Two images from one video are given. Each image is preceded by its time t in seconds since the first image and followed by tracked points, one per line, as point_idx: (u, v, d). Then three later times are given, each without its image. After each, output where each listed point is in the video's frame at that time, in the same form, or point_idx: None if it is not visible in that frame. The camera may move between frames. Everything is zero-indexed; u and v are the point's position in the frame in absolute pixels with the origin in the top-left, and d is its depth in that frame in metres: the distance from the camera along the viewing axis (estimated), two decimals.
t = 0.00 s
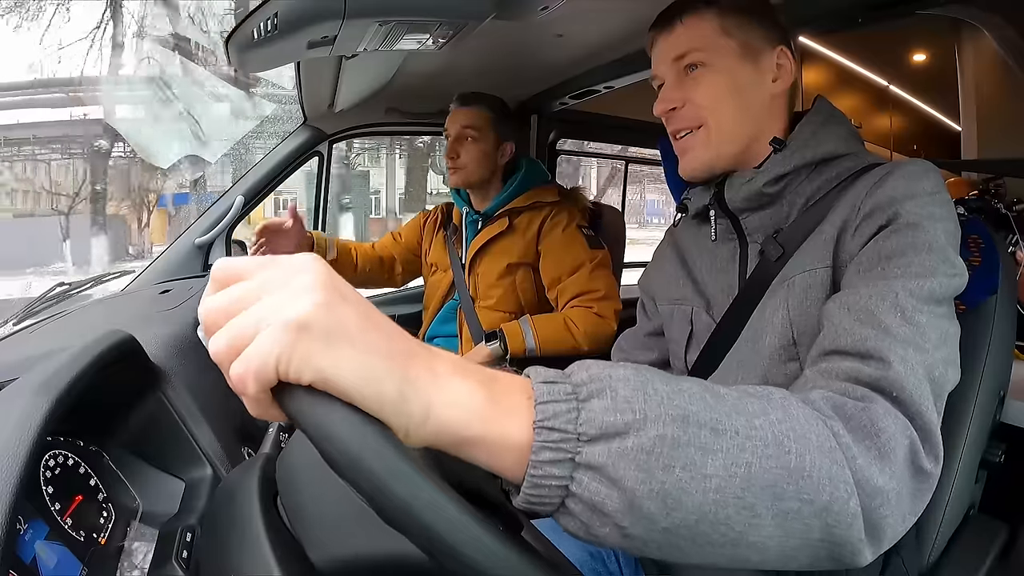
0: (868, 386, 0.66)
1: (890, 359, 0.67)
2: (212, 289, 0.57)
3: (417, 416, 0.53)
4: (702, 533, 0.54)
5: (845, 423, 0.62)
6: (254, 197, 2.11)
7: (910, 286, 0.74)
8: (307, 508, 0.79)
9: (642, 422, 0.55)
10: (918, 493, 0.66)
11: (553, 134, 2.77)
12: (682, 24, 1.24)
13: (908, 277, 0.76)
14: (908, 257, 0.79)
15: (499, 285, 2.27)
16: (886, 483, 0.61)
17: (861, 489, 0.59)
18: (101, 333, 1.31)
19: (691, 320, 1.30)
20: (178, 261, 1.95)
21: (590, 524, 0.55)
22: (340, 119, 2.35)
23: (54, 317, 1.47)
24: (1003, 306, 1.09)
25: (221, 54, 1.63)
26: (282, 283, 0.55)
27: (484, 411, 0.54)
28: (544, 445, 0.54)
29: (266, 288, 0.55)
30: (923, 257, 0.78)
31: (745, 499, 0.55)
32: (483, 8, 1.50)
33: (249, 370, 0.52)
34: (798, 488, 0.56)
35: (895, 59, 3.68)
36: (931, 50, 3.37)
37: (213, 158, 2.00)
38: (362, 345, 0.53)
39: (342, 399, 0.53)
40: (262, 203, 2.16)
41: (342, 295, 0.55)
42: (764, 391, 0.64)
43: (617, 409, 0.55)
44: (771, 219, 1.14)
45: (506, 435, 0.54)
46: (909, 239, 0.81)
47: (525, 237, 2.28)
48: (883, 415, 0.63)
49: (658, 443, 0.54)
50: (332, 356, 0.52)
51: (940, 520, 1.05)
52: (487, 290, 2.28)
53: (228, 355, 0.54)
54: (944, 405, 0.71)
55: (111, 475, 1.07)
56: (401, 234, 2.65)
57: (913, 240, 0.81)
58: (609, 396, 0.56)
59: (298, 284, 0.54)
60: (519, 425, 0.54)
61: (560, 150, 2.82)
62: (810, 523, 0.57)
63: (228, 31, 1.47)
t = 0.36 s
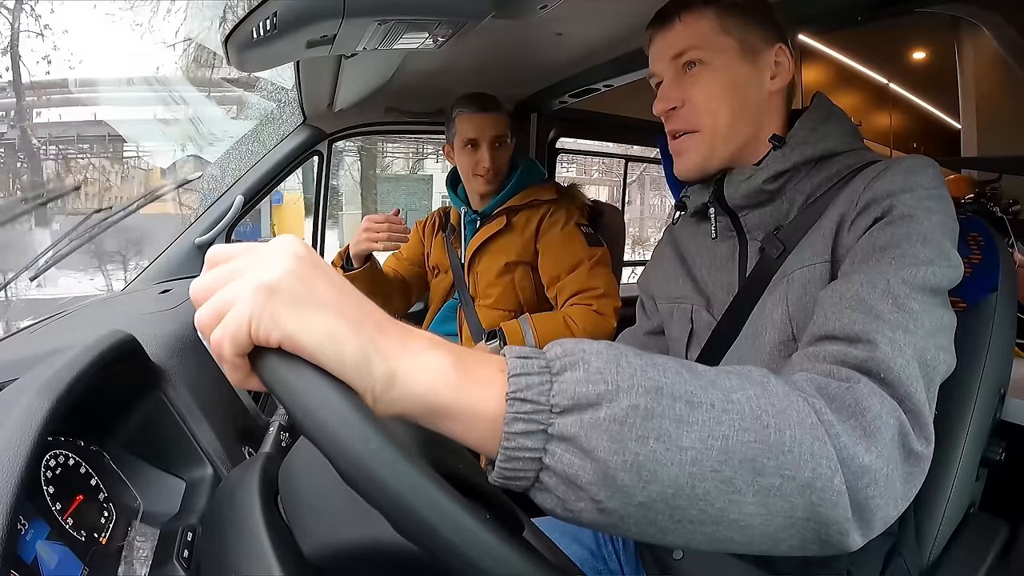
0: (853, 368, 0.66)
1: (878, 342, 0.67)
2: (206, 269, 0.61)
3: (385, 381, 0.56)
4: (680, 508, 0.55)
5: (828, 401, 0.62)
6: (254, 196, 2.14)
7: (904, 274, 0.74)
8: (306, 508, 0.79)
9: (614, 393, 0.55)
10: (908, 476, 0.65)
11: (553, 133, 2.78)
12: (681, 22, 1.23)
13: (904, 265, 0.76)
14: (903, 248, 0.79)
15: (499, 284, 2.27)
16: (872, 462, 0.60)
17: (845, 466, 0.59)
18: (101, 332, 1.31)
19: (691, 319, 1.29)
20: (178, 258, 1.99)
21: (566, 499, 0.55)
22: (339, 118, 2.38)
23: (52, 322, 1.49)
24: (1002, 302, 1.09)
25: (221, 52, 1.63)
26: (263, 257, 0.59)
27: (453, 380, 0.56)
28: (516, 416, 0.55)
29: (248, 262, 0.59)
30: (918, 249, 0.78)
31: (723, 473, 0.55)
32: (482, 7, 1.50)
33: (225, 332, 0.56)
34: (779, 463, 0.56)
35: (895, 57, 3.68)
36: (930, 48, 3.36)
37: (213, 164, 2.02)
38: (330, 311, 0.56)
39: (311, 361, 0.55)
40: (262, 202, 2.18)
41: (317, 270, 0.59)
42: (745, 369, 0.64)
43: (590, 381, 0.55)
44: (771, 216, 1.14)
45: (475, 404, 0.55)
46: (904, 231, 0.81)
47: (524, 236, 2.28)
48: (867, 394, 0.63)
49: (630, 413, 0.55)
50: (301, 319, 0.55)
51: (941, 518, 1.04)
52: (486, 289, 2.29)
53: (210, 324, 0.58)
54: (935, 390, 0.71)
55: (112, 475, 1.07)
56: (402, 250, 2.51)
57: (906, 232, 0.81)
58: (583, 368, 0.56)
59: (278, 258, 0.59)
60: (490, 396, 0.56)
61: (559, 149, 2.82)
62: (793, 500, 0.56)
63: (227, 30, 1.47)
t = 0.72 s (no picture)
0: (852, 368, 0.67)
1: (877, 341, 0.67)
2: (207, 265, 0.61)
3: (381, 379, 0.56)
4: (678, 508, 0.55)
5: (828, 401, 0.62)
6: (254, 196, 2.13)
7: (903, 274, 0.74)
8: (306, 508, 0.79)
9: (613, 392, 0.55)
10: (908, 476, 0.65)
11: (553, 133, 2.78)
12: (681, 25, 1.23)
13: (904, 267, 0.76)
14: (902, 249, 0.79)
15: (499, 285, 2.27)
16: (871, 461, 0.60)
17: (844, 465, 0.59)
18: (101, 332, 1.31)
19: (691, 322, 1.29)
20: (178, 258, 1.99)
21: (564, 499, 0.55)
22: (339, 118, 2.37)
23: (54, 321, 1.51)
24: (1003, 303, 1.09)
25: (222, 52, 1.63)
26: (262, 255, 0.58)
27: (452, 380, 0.56)
28: (515, 415, 0.55)
29: (247, 260, 0.59)
30: (918, 250, 0.78)
31: (721, 472, 0.55)
32: (483, 7, 1.50)
33: (224, 330, 0.56)
34: (778, 463, 0.56)
35: (895, 58, 3.67)
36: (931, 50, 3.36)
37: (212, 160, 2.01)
38: (328, 309, 0.56)
39: (308, 359, 0.55)
40: (262, 203, 2.17)
41: (316, 268, 0.59)
42: (743, 369, 0.64)
43: (589, 380, 0.55)
44: (771, 219, 1.14)
45: (475, 403, 0.55)
46: (903, 233, 0.81)
47: (524, 237, 2.28)
48: (865, 394, 0.63)
49: (629, 413, 0.54)
50: (297, 316, 0.55)
51: (940, 519, 1.05)
52: (486, 290, 2.29)
53: (211, 321, 0.58)
54: (935, 390, 0.71)
55: (112, 476, 1.07)
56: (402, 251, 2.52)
57: (906, 235, 0.81)
58: (581, 367, 0.56)
59: (277, 255, 0.58)
60: (490, 393, 0.56)
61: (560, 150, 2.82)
62: (791, 500, 0.56)
63: (228, 30, 1.46)
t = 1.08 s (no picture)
0: (843, 362, 0.66)
1: (867, 336, 0.67)
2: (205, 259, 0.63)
3: (366, 362, 0.56)
4: (664, 499, 0.55)
5: (818, 394, 0.62)
6: (254, 197, 2.13)
7: (899, 270, 0.74)
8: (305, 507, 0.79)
9: (595, 379, 0.55)
10: (901, 470, 0.65)
11: (553, 133, 2.78)
12: (675, 26, 1.24)
13: (900, 263, 0.76)
14: (899, 246, 0.79)
15: (499, 284, 2.27)
16: (862, 454, 0.60)
17: (833, 458, 0.59)
18: (101, 333, 1.32)
19: (691, 323, 1.29)
20: (179, 258, 2.00)
21: (549, 488, 0.55)
22: (339, 118, 2.37)
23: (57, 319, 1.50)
24: (1002, 301, 1.08)
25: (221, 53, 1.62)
26: (254, 245, 0.60)
27: (434, 369, 0.56)
28: (498, 403, 0.54)
29: (240, 250, 0.60)
30: (915, 247, 0.77)
31: (706, 462, 0.55)
32: (483, 6, 1.50)
33: (213, 316, 0.57)
34: (764, 454, 0.56)
35: (896, 57, 3.66)
36: (931, 48, 3.35)
37: (213, 163, 2.02)
38: (314, 292, 0.57)
39: (294, 343, 0.56)
40: (262, 204, 2.18)
41: (306, 257, 0.60)
42: (730, 361, 0.64)
43: (571, 367, 0.55)
44: (769, 220, 1.14)
45: (459, 392, 0.55)
46: (898, 230, 0.81)
47: (524, 238, 2.28)
48: (855, 387, 0.63)
49: (611, 400, 0.54)
50: (284, 299, 0.56)
51: (941, 518, 1.04)
52: (486, 290, 2.29)
53: (202, 309, 0.59)
54: (931, 386, 0.70)
55: (112, 476, 1.08)
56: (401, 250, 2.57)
57: (902, 231, 0.81)
58: (564, 356, 0.56)
59: (267, 245, 0.60)
60: (475, 380, 0.56)
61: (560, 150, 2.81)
62: (779, 492, 0.56)
63: (228, 31, 1.46)
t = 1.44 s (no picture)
0: (841, 363, 0.66)
1: (866, 336, 0.67)
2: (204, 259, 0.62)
3: (367, 363, 0.57)
4: (664, 497, 0.55)
5: (817, 395, 0.62)
6: (254, 197, 2.13)
7: (898, 271, 0.74)
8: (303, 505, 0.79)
9: (596, 378, 0.55)
10: (899, 470, 0.65)
11: (553, 133, 2.78)
12: (673, 28, 1.24)
13: (899, 264, 0.76)
14: (898, 247, 0.79)
15: (499, 285, 2.27)
16: (860, 454, 0.60)
17: (832, 458, 0.59)
18: (101, 332, 1.31)
19: (691, 324, 1.29)
20: (178, 257, 1.99)
21: (549, 487, 0.54)
22: (339, 119, 2.37)
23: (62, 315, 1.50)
24: (1002, 302, 1.08)
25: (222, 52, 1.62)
26: (254, 245, 0.60)
27: (436, 368, 0.57)
28: (500, 401, 0.55)
29: (240, 251, 0.60)
30: (914, 248, 0.77)
31: (706, 460, 0.55)
32: (483, 8, 1.50)
33: (214, 316, 0.57)
34: (764, 453, 0.56)
35: (896, 60, 3.66)
36: (931, 51, 3.35)
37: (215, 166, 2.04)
38: (315, 293, 0.57)
39: (295, 343, 0.55)
40: (262, 203, 2.17)
41: (306, 258, 0.60)
42: (729, 361, 0.64)
43: (572, 367, 0.56)
44: (769, 220, 1.14)
45: (459, 391, 0.56)
46: (897, 231, 0.81)
47: (522, 238, 2.28)
48: (854, 387, 0.63)
49: (612, 399, 0.54)
50: (285, 300, 0.56)
51: (940, 519, 1.04)
52: (485, 290, 2.29)
53: (202, 310, 0.59)
54: (929, 388, 0.70)
55: (112, 475, 1.08)
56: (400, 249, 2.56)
57: (900, 232, 0.80)
58: (566, 355, 0.56)
59: (267, 245, 0.59)
60: (476, 380, 0.56)
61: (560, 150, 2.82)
62: (778, 490, 0.56)
63: (228, 31, 1.46)
